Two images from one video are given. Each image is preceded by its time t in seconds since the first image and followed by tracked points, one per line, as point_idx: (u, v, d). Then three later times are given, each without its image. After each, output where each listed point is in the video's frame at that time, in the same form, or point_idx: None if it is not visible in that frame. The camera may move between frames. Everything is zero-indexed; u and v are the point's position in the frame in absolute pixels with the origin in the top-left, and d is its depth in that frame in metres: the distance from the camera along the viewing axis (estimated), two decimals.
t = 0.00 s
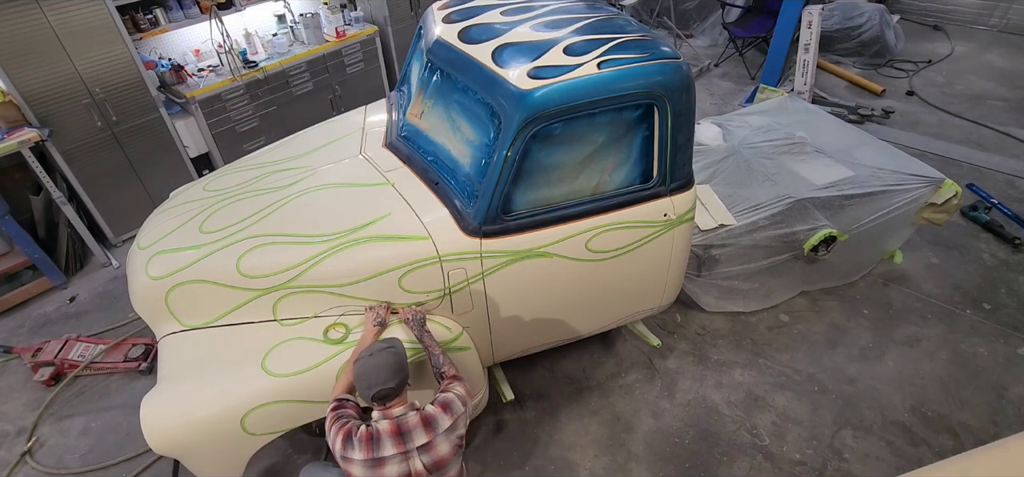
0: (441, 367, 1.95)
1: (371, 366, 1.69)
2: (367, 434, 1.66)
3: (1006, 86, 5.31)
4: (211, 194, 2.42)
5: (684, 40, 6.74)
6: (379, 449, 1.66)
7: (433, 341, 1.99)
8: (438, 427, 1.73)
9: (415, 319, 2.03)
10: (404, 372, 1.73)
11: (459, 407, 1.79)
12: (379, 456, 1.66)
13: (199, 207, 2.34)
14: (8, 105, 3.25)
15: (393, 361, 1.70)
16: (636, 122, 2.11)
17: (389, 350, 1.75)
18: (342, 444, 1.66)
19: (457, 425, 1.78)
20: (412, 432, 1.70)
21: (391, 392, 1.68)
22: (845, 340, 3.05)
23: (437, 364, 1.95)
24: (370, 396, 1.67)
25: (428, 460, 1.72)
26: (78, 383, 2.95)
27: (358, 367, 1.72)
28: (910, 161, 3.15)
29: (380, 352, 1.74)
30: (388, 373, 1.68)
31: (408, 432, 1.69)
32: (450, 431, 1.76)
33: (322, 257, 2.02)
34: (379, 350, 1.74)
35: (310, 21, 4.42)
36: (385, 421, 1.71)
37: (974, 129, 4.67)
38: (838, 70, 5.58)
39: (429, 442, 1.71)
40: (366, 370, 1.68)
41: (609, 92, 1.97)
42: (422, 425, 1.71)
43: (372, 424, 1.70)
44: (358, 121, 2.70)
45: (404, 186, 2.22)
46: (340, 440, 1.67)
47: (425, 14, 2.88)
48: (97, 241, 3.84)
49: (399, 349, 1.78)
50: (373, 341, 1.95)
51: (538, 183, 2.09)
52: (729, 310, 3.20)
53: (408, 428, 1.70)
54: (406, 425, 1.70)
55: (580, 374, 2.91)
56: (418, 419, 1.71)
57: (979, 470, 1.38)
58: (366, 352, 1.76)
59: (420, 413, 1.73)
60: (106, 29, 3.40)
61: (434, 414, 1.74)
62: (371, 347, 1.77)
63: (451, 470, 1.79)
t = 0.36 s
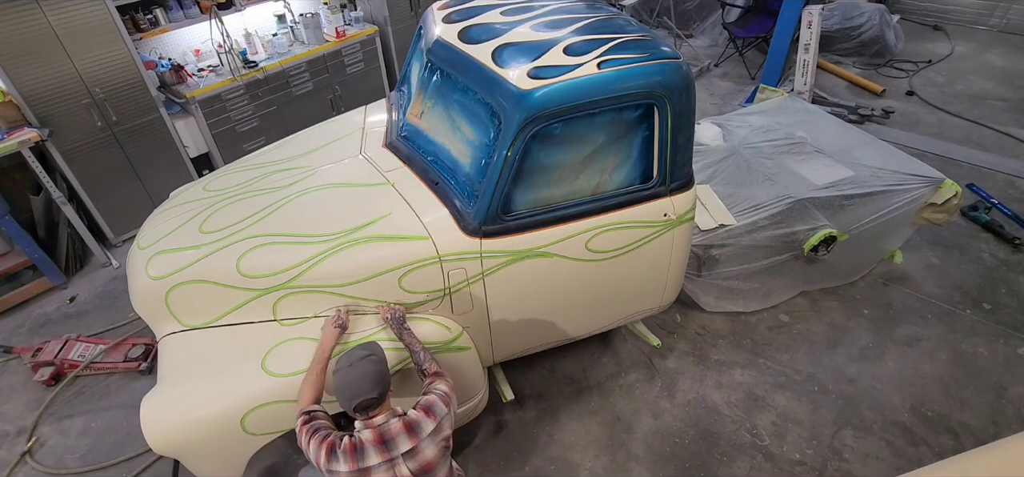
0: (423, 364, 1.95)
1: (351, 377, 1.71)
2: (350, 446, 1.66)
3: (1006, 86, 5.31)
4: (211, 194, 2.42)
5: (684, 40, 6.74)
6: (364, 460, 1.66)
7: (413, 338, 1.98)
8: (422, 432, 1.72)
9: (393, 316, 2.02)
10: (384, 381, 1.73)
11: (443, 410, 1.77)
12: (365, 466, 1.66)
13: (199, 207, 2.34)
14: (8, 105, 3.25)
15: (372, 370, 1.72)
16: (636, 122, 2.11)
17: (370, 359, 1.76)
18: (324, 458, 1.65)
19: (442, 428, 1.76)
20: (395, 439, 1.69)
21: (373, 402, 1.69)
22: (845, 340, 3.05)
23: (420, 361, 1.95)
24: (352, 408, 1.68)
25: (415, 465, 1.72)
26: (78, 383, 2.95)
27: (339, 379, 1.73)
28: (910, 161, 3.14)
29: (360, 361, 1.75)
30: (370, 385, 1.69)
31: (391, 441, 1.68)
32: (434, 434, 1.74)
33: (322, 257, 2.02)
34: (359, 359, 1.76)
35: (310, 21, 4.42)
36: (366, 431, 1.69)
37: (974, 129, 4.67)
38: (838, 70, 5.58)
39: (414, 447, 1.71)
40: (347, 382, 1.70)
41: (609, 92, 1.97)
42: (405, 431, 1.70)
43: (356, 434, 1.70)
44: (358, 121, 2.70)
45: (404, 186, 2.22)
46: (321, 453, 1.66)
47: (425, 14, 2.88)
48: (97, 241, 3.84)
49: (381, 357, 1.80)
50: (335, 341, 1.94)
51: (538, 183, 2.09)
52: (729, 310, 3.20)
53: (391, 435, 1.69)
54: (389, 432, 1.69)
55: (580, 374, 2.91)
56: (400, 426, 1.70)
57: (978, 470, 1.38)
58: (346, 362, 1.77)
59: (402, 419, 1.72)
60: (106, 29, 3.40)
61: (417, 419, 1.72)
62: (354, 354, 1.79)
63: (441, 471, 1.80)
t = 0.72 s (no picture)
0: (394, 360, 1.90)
1: (297, 382, 1.68)
2: (292, 444, 1.64)
3: (1006, 86, 5.31)
4: (212, 194, 2.42)
5: (685, 40, 6.74)
6: (304, 458, 1.63)
7: (385, 334, 1.96)
8: (361, 434, 1.67)
9: (368, 311, 2.02)
10: (335, 383, 1.70)
11: (385, 413, 1.71)
12: (304, 464, 1.63)
13: (199, 207, 2.34)
14: (8, 105, 3.25)
15: (320, 374, 1.68)
16: (636, 122, 2.11)
17: (320, 364, 1.73)
18: (268, 450, 1.64)
19: (383, 432, 1.70)
20: (333, 441, 1.65)
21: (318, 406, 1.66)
22: (845, 340, 3.05)
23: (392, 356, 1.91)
24: (298, 411, 1.65)
25: (352, 468, 1.67)
26: (78, 383, 2.95)
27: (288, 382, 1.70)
28: (910, 162, 3.14)
29: (309, 366, 1.72)
30: (317, 389, 1.66)
31: (329, 442, 1.64)
32: (374, 437, 1.68)
33: (322, 257, 2.02)
34: (310, 364, 1.73)
35: (310, 21, 4.42)
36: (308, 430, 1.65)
37: (974, 129, 4.67)
38: (838, 70, 5.58)
39: (351, 450, 1.66)
40: (294, 386, 1.67)
41: (609, 92, 1.97)
42: (344, 434, 1.66)
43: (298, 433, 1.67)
44: (358, 121, 2.70)
45: (404, 186, 2.22)
46: (266, 447, 1.64)
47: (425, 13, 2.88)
48: (97, 241, 3.84)
49: (332, 362, 1.77)
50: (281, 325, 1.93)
51: (537, 183, 2.09)
52: (729, 310, 3.20)
53: (330, 437, 1.65)
54: (328, 434, 1.65)
55: (580, 374, 2.91)
56: (339, 428, 1.66)
57: (977, 470, 1.37)
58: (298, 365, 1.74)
59: (343, 421, 1.67)
60: (106, 29, 3.40)
61: (357, 422, 1.67)
62: (307, 358, 1.76)
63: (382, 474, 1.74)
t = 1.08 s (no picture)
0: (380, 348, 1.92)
1: (282, 391, 1.66)
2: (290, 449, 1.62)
3: (1006, 86, 5.31)
4: (212, 195, 2.42)
5: (685, 40, 6.74)
6: (303, 462, 1.61)
7: (366, 324, 1.96)
8: (357, 432, 1.65)
9: (345, 306, 2.00)
10: (320, 387, 1.68)
11: (378, 407, 1.69)
12: (304, 468, 1.61)
13: (199, 207, 2.34)
14: (8, 105, 3.25)
15: (304, 380, 1.67)
16: (636, 122, 2.11)
17: (303, 370, 1.71)
18: (268, 458, 1.61)
19: (380, 426, 1.68)
20: (330, 442, 1.62)
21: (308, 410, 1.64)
22: (845, 340, 3.05)
23: (377, 345, 1.93)
24: (288, 420, 1.63)
25: (353, 467, 1.64)
26: (78, 383, 2.95)
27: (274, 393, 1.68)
28: (910, 161, 3.14)
29: (293, 373, 1.70)
30: (301, 394, 1.64)
31: (326, 444, 1.62)
32: (371, 433, 1.66)
33: (322, 257, 2.02)
34: (292, 370, 1.71)
35: (310, 21, 4.42)
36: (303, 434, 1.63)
37: (974, 129, 4.67)
38: (838, 70, 5.58)
39: (350, 449, 1.64)
40: (280, 395, 1.65)
41: (609, 91, 1.97)
42: (341, 433, 1.63)
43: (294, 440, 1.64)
44: (359, 121, 2.70)
45: (404, 186, 2.22)
46: (264, 455, 1.62)
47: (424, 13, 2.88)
48: (97, 241, 3.84)
49: (315, 366, 1.75)
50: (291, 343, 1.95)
51: (537, 183, 2.09)
52: (729, 310, 3.20)
53: (326, 439, 1.62)
54: (324, 436, 1.62)
55: (580, 374, 2.91)
56: (335, 428, 1.63)
57: (977, 470, 1.35)
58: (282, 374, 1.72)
59: (338, 421, 1.65)
60: (106, 29, 3.40)
61: (352, 421, 1.65)
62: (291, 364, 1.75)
63: (385, 469, 1.72)
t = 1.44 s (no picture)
0: (365, 342, 1.92)
1: (277, 392, 1.65)
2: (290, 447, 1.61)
3: (1006, 86, 5.31)
4: (212, 195, 2.42)
5: (685, 40, 6.74)
6: (303, 460, 1.61)
7: (346, 324, 1.95)
8: (355, 428, 1.65)
9: (323, 309, 2.01)
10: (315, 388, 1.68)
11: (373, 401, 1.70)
12: (304, 466, 1.61)
13: (199, 207, 2.34)
14: (8, 105, 3.25)
15: (298, 381, 1.66)
16: (636, 122, 2.11)
17: (296, 371, 1.70)
18: (267, 458, 1.61)
19: (376, 421, 1.68)
20: (329, 440, 1.62)
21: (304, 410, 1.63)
22: (845, 340, 3.05)
23: (360, 341, 1.93)
24: (285, 421, 1.62)
25: (353, 462, 1.65)
26: (78, 383, 2.95)
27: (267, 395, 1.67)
28: (910, 162, 3.14)
29: (287, 374, 1.69)
30: (296, 395, 1.63)
31: (326, 441, 1.62)
32: (369, 428, 1.67)
33: (322, 257, 2.02)
34: (285, 372, 1.70)
35: (310, 21, 4.42)
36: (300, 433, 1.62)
37: (974, 129, 4.67)
38: (838, 70, 5.58)
39: (349, 445, 1.64)
40: (275, 396, 1.64)
41: (609, 91, 1.97)
42: (339, 430, 1.63)
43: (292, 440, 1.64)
44: (359, 121, 2.70)
45: (404, 186, 2.22)
46: (264, 454, 1.62)
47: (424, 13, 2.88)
48: (97, 240, 3.84)
49: (307, 367, 1.74)
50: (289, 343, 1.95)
51: (537, 183, 2.09)
52: (729, 310, 3.20)
53: (325, 437, 1.62)
54: (322, 434, 1.62)
55: (580, 374, 2.91)
56: (333, 426, 1.63)
57: (977, 470, 1.34)
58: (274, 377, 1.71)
59: (335, 419, 1.64)
60: (106, 29, 3.40)
61: (350, 418, 1.65)
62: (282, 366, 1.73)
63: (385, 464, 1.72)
